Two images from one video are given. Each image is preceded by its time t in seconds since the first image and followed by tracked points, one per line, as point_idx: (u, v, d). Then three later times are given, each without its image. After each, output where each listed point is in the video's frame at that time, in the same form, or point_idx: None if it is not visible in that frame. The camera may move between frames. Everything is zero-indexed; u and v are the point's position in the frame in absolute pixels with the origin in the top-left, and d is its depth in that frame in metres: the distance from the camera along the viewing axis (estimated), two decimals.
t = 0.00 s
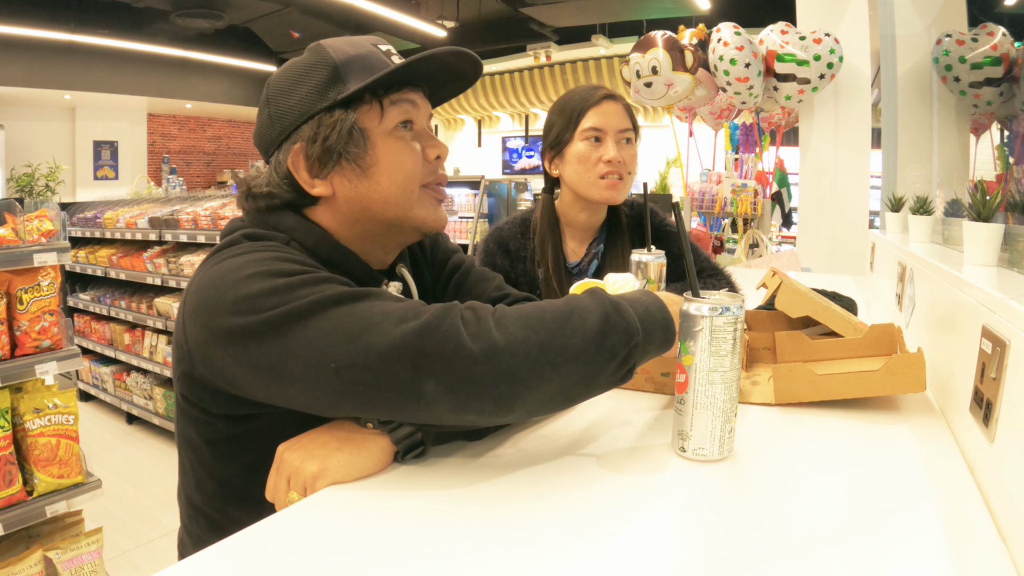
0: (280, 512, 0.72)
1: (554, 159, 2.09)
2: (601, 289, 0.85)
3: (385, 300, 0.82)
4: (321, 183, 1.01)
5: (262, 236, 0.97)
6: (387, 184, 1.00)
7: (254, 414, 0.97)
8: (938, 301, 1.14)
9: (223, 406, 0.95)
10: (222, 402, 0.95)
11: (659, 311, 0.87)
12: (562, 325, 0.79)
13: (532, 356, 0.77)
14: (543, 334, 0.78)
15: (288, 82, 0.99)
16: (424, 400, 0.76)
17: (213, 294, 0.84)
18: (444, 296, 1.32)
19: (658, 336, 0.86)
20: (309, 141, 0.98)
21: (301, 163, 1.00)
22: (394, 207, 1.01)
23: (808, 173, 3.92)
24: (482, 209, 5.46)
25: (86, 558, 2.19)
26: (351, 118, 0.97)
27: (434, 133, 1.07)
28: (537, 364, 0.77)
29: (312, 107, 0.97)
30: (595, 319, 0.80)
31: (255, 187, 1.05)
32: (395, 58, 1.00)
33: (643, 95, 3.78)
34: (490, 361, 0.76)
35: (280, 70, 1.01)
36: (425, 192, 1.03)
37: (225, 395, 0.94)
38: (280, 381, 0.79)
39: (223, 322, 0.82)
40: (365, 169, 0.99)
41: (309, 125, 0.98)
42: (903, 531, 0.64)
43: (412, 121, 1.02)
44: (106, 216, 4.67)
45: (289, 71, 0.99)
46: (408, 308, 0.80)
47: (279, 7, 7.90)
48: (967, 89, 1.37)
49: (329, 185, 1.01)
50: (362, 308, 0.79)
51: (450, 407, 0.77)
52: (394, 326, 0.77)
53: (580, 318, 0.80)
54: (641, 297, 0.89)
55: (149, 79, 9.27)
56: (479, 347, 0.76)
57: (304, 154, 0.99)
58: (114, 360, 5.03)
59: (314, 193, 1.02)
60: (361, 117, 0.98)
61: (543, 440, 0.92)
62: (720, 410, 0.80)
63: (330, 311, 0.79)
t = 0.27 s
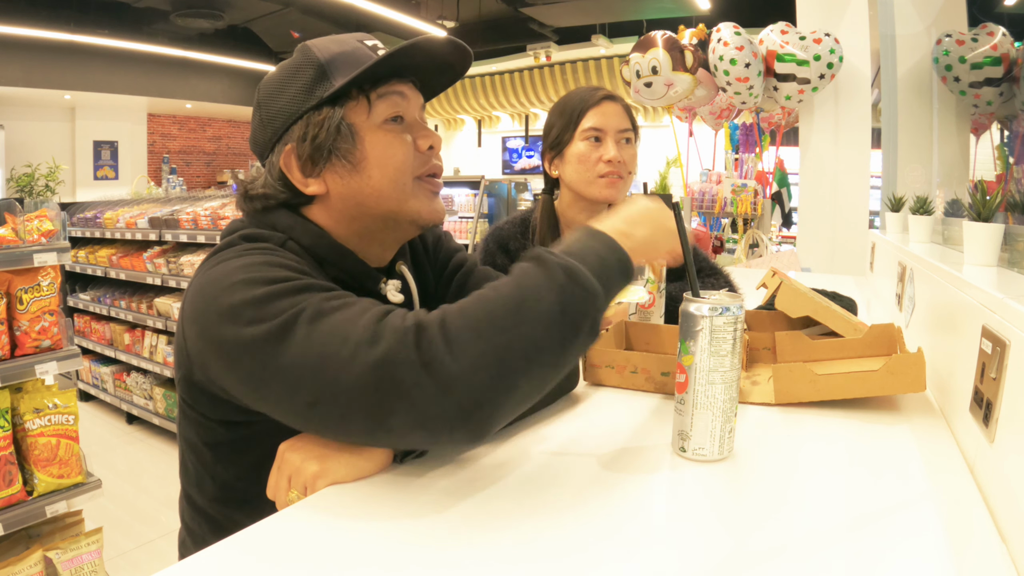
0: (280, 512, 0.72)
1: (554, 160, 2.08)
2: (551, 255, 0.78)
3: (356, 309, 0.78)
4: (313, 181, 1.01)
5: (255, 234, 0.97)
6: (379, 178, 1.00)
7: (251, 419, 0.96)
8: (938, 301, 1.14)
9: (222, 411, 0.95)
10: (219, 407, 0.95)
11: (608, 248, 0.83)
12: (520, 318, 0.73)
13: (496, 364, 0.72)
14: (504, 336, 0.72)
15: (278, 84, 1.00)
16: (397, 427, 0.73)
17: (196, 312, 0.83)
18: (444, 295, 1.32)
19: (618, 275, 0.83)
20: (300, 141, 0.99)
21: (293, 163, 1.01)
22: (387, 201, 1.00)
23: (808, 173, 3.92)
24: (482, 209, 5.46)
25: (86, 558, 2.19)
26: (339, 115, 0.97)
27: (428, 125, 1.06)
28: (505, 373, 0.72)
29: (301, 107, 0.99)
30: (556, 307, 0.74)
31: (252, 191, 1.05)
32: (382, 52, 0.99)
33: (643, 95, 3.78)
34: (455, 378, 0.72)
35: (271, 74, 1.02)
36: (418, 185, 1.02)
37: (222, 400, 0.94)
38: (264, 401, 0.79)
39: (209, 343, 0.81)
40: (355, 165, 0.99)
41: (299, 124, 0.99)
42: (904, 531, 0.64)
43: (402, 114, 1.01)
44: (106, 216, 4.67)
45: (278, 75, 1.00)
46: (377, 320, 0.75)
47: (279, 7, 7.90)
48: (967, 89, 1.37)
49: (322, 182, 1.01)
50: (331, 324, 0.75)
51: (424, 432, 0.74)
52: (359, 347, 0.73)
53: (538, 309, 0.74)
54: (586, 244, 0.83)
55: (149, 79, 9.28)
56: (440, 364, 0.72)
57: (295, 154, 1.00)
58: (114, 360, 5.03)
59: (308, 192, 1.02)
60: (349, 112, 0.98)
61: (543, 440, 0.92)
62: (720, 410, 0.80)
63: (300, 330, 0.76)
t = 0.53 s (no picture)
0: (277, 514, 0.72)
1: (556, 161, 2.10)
2: (445, 271, 0.71)
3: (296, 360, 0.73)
4: (309, 182, 1.01)
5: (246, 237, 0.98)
6: (373, 177, 0.99)
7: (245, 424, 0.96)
8: (938, 301, 1.14)
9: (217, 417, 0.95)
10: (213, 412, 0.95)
11: (503, 226, 0.77)
12: (436, 364, 0.68)
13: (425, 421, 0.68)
14: (423, 388, 0.67)
15: (271, 86, 1.00)
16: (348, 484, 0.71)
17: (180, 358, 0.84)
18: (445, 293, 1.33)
19: (519, 255, 0.77)
20: (294, 141, 0.99)
21: (287, 164, 1.01)
22: (383, 200, 1.00)
23: (808, 173, 3.92)
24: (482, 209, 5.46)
25: (86, 558, 2.19)
26: (333, 114, 0.97)
27: (421, 123, 1.06)
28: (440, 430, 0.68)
29: (295, 107, 0.98)
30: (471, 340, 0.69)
31: (247, 194, 1.05)
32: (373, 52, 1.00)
33: (643, 95, 3.78)
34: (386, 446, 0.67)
35: (263, 75, 1.02)
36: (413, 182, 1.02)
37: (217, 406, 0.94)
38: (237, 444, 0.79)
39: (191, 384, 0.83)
40: (350, 164, 0.99)
41: (293, 125, 0.99)
42: (903, 532, 0.64)
43: (395, 112, 1.01)
44: (106, 216, 4.67)
45: (272, 77, 1.00)
46: (313, 378, 0.70)
47: (279, 7, 7.90)
48: (967, 89, 1.37)
49: (318, 183, 1.01)
50: (276, 380, 0.72)
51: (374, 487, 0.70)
52: (294, 412, 0.69)
53: (451, 348, 0.68)
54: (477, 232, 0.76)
55: (150, 80, 9.28)
56: (367, 432, 0.67)
57: (290, 154, 1.00)
58: (114, 360, 5.03)
59: (304, 192, 1.02)
60: (343, 111, 0.98)
61: (543, 439, 0.92)
62: (720, 410, 0.80)
63: (250, 383, 0.72)
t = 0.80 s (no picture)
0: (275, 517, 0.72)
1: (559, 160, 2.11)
2: (408, 275, 0.73)
3: (276, 373, 0.73)
4: (289, 181, 1.00)
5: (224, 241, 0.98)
6: (353, 173, 0.99)
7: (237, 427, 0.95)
8: (938, 301, 1.14)
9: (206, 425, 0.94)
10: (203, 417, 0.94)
11: (461, 225, 0.79)
12: (409, 371, 0.69)
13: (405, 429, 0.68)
14: (398, 396, 0.68)
15: (245, 86, 0.99)
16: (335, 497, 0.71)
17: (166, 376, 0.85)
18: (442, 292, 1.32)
19: (480, 253, 0.79)
20: (272, 140, 0.98)
21: (267, 164, 1.00)
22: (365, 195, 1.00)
23: (808, 173, 3.92)
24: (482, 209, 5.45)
25: (85, 558, 2.19)
26: (310, 111, 0.96)
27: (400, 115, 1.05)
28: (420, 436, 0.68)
29: (270, 106, 0.97)
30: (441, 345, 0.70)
31: (227, 197, 1.04)
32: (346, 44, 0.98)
33: (643, 95, 3.78)
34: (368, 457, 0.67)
35: (237, 75, 1.01)
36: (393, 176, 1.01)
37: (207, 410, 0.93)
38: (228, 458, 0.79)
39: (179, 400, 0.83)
40: (329, 160, 0.98)
41: (269, 124, 0.98)
42: (903, 532, 0.64)
43: (374, 106, 1.00)
44: (106, 216, 4.67)
45: (245, 76, 0.99)
46: (292, 390, 0.70)
47: (279, 7, 7.90)
48: (968, 89, 1.37)
49: (297, 180, 1.00)
50: (257, 397, 0.72)
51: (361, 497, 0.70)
52: (277, 426, 0.69)
53: (422, 355, 0.69)
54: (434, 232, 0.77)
55: (150, 80, 9.28)
56: (346, 445, 0.67)
57: (269, 154, 0.99)
58: (114, 360, 5.03)
59: (284, 192, 1.01)
60: (320, 107, 0.96)
61: (542, 439, 0.92)
62: (720, 410, 0.80)
63: (234, 397, 0.73)
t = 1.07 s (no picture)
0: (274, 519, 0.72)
1: (563, 160, 2.10)
2: (393, 276, 0.72)
3: (267, 379, 0.73)
4: (284, 181, 1.00)
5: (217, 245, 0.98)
6: (349, 172, 0.99)
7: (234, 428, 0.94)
8: (938, 301, 1.14)
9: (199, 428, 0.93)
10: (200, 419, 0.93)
11: (446, 217, 0.77)
12: (398, 372, 0.69)
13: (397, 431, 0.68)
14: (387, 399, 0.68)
15: (239, 85, 0.98)
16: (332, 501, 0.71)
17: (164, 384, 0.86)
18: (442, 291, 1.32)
19: (467, 247, 0.78)
20: (267, 140, 0.98)
21: (262, 164, 1.00)
22: (361, 194, 1.00)
23: (808, 173, 3.92)
24: (482, 209, 5.45)
25: (86, 558, 2.19)
26: (306, 110, 0.96)
27: (396, 115, 1.05)
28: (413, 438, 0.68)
29: (265, 105, 0.96)
30: (429, 344, 0.70)
31: (221, 199, 1.04)
32: (342, 43, 0.97)
33: (643, 95, 3.78)
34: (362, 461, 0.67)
35: (230, 74, 1.00)
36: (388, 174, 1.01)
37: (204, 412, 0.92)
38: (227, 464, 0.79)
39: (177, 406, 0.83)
40: (325, 159, 0.98)
41: (264, 124, 0.97)
42: (902, 531, 0.64)
43: (371, 105, 1.00)
44: (106, 216, 4.67)
45: (239, 76, 0.98)
46: (284, 396, 0.70)
47: (279, 7, 7.90)
48: (967, 89, 1.38)
49: (292, 181, 1.00)
50: (251, 404, 0.72)
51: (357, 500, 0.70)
52: (270, 433, 0.69)
53: (412, 359, 0.69)
54: (421, 228, 0.76)
55: (150, 80, 9.28)
56: (338, 451, 0.67)
57: (264, 154, 0.99)
58: (114, 360, 5.03)
59: (279, 193, 1.01)
60: (316, 107, 0.96)
61: (542, 438, 0.92)
62: (720, 410, 0.80)
63: (229, 403, 0.73)
